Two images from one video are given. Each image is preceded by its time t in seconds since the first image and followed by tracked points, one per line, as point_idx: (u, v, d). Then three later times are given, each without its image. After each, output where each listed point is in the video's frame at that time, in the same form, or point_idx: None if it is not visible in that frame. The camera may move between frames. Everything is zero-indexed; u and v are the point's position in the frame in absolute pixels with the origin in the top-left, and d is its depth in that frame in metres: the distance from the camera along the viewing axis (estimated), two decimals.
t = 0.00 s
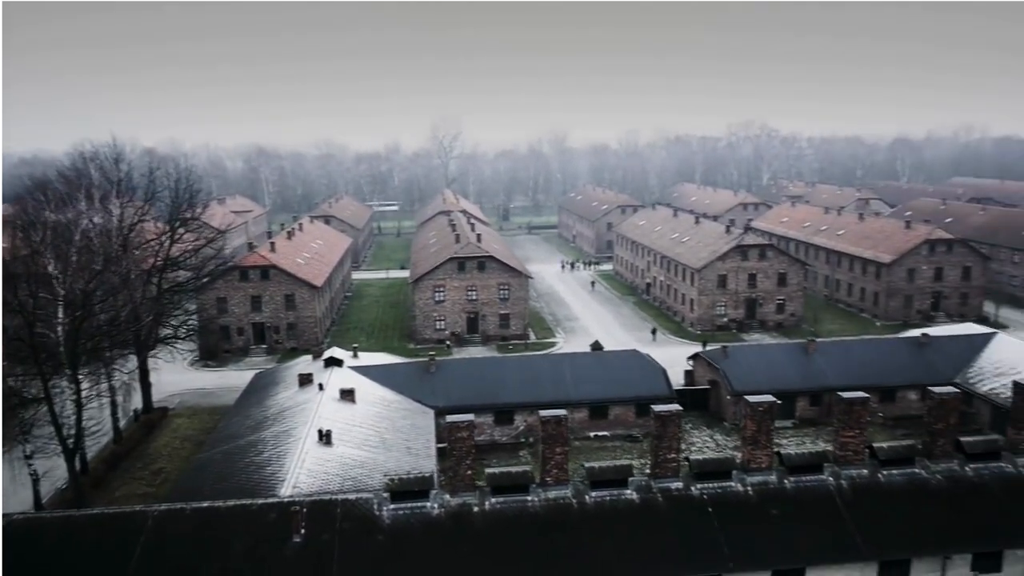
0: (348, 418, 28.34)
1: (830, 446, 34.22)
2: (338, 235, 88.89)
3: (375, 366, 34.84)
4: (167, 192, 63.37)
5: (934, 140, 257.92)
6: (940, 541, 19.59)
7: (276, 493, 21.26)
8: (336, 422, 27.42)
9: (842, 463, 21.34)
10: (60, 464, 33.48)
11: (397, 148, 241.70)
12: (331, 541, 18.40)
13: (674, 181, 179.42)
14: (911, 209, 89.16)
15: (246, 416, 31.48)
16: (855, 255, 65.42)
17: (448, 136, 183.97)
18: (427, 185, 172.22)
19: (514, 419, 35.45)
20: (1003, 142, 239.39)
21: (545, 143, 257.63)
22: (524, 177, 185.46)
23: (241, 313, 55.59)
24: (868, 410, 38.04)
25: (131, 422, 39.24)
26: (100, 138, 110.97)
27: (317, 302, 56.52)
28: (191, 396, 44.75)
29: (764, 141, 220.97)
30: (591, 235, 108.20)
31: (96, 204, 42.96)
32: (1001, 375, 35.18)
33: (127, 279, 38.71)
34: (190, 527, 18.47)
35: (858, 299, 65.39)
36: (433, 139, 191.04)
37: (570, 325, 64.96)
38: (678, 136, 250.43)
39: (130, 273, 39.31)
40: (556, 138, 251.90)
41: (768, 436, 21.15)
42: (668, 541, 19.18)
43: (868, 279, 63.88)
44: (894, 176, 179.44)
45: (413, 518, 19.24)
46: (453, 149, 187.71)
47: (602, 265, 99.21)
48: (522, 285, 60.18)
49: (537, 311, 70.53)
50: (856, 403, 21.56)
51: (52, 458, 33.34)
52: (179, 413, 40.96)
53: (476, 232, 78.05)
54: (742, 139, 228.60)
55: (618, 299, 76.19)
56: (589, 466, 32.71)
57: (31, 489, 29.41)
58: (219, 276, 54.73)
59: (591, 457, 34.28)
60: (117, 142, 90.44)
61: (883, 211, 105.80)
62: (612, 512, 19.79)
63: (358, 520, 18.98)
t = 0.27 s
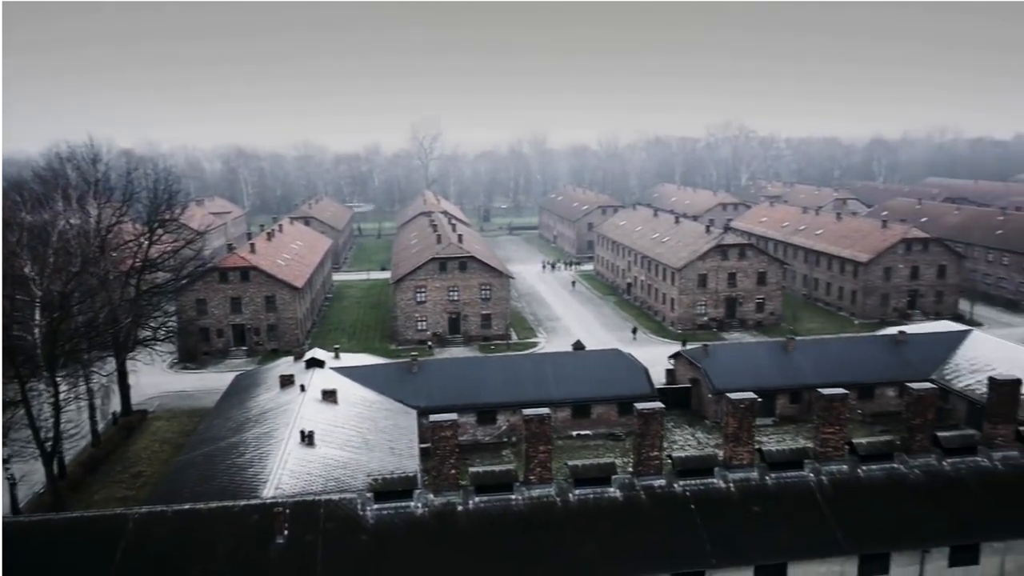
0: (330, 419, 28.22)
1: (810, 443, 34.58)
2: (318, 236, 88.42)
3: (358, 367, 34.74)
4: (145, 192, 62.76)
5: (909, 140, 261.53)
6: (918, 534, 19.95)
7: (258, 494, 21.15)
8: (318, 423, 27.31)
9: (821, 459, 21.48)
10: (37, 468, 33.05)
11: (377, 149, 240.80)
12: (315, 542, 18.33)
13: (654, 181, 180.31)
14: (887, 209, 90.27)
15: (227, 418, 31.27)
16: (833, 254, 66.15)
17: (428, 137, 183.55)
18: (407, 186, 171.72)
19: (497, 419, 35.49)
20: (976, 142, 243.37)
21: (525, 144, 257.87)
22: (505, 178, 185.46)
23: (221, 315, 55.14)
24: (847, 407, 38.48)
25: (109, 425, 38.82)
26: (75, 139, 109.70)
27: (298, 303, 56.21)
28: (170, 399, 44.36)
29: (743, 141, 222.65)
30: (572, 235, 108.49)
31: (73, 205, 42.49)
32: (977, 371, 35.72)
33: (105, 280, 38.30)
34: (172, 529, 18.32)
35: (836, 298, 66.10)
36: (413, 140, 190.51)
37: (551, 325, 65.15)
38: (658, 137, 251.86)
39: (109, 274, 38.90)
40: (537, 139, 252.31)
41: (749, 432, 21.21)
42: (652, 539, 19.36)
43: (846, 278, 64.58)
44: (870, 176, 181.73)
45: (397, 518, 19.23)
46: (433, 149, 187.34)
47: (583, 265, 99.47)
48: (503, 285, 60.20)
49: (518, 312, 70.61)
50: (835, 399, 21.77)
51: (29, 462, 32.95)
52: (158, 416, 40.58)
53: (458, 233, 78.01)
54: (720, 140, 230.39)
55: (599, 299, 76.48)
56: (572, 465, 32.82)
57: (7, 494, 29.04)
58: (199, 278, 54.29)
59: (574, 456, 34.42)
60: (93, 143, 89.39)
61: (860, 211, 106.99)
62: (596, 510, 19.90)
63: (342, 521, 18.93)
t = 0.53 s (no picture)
0: (309, 419, 28.07)
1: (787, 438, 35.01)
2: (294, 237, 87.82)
3: (337, 368, 34.59)
4: (119, 193, 61.97)
5: (881, 141, 265.43)
6: (893, 527, 20.32)
7: (237, 495, 21.01)
8: (296, 424, 27.16)
9: (799, 453, 21.86)
10: (10, 472, 32.53)
11: (353, 150, 239.57)
12: (295, 543, 18.25)
13: (630, 182, 181.17)
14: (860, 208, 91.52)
15: (204, 419, 30.98)
16: (807, 253, 66.94)
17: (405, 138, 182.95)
18: (384, 187, 171.03)
19: (476, 418, 35.51)
20: (945, 143, 247.67)
21: (502, 145, 257.91)
22: (482, 179, 185.31)
23: (197, 317, 54.59)
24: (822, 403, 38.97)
25: (84, 428, 38.30)
26: (45, 140, 107.94)
27: (275, 305, 55.77)
28: (146, 401, 43.85)
29: (718, 142, 224.45)
30: (549, 235, 108.74)
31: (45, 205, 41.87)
32: (949, 367, 36.39)
33: (79, 281, 37.78)
34: (150, 531, 18.12)
35: (811, 296, 66.91)
36: (390, 140, 189.77)
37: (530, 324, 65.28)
38: (634, 137, 253.13)
39: (82, 275, 38.38)
40: (514, 140, 252.48)
41: (728, 428, 21.57)
42: (632, 535, 19.51)
43: (821, 276, 65.39)
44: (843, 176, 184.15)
45: (378, 517, 19.19)
46: (410, 150, 186.75)
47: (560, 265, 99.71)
48: (482, 285, 60.18)
49: (497, 312, 70.64)
50: (812, 395, 22.06)
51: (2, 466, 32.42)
52: (133, 419, 40.11)
53: (436, 233, 77.87)
54: (696, 141, 232.18)
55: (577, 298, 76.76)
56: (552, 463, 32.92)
57: None
58: (174, 280, 53.71)
59: (553, 454, 34.53)
60: (64, 143, 88.06)
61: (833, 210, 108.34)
62: (576, 507, 20.00)
63: (322, 521, 18.85)
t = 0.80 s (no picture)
0: (288, 420, 27.89)
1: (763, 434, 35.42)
2: (270, 238, 87.11)
3: (314, 369, 34.37)
4: (91, 194, 61.10)
5: (852, 141, 269.24)
6: (868, 520, 20.68)
7: (216, 497, 20.83)
8: (275, 425, 26.97)
9: (776, 449, 22.12)
10: None
11: (329, 151, 238.09)
12: (275, 544, 18.15)
13: (606, 182, 181.92)
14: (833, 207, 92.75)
15: (181, 421, 30.66)
16: (782, 252, 67.71)
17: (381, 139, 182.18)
18: (360, 188, 170.15)
19: (456, 418, 35.49)
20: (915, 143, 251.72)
21: (479, 146, 257.75)
22: (459, 180, 185.04)
23: (171, 319, 53.97)
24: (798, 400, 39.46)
25: (57, 432, 37.73)
26: (13, 142, 106.08)
27: (251, 306, 55.27)
28: (121, 404, 43.28)
29: (693, 142, 226.12)
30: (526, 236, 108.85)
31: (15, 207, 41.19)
32: (920, 362, 37.04)
33: (51, 283, 37.20)
34: (127, 535, 17.92)
35: (785, 295, 67.68)
36: (366, 141, 188.84)
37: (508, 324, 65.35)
38: (610, 137, 254.13)
39: (55, 277, 37.80)
40: (490, 140, 252.44)
41: (706, 424, 21.68)
42: (612, 531, 19.65)
43: (795, 275, 66.17)
44: (816, 176, 186.48)
45: (358, 517, 19.14)
46: (386, 151, 186.02)
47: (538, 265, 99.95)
48: (459, 285, 60.12)
49: (475, 312, 70.61)
50: (789, 390, 22.18)
51: None
52: (107, 422, 39.57)
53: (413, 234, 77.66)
54: (672, 141, 233.80)
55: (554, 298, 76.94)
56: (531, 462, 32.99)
57: None
58: (149, 282, 53.07)
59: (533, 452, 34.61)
60: (33, 144, 86.60)
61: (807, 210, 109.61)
62: (556, 504, 20.08)
63: (302, 522, 18.77)
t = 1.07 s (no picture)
0: (268, 422, 27.70)
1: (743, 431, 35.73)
2: (248, 239, 86.45)
3: (294, 370, 34.16)
4: (68, 196, 60.34)
5: (829, 142, 272.30)
6: (847, 514, 20.98)
7: (197, 498, 20.68)
8: (255, 426, 26.80)
9: (757, 445, 22.39)
10: None
11: (307, 152, 236.63)
12: (257, 545, 18.05)
13: (586, 184, 182.43)
14: (810, 207, 93.76)
15: (160, 424, 30.38)
16: (760, 251, 68.32)
17: (360, 140, 181.35)
18: (339, 189, 169.26)
19: (438, 418, 35.47)
20: (890, 144, 255.06)
21: (458, 147, 257.43)
22: (438, 182, 184.63)
23: (149, 321, 53.43)
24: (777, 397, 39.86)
25: (33, 436, 37.19)
26: None
27: (230, 308, 54.80)
28: (98, 408, 42.76)
29: (672, 144, 227.44)
30: (507, 236, 108.86)
31: None
32: (897, 359, 37.55)
33: (27, 285, 36.70)
34: (107, 539, 17.73)
35: (764, 294, 68.30)
36: (345, 142, 187.88)
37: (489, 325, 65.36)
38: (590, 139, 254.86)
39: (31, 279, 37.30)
40: (470, 141, 252.22)
41: (688, 421, 21.80)
42: (595, 528, 19.76)
43: (773, 274, 66.80)
44: (793, 176, 188.25)
45: (341, 517, 19.09)
46: (365, 153, 185.12)
47: (518, 266, 100.12)
48: (440, 286, 60.04)
49: (456, 313, 70.53)
50: (768, 387, 22.52)
51: None
52: (85, 426, 39.08)
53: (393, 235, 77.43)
54: (651, 142, 234.90)
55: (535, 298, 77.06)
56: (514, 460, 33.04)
57: None
58: (126, 284, 52.51)
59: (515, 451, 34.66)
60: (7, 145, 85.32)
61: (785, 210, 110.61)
62: (539, 502, 20.15)
63: (283, 522, 18.71)
